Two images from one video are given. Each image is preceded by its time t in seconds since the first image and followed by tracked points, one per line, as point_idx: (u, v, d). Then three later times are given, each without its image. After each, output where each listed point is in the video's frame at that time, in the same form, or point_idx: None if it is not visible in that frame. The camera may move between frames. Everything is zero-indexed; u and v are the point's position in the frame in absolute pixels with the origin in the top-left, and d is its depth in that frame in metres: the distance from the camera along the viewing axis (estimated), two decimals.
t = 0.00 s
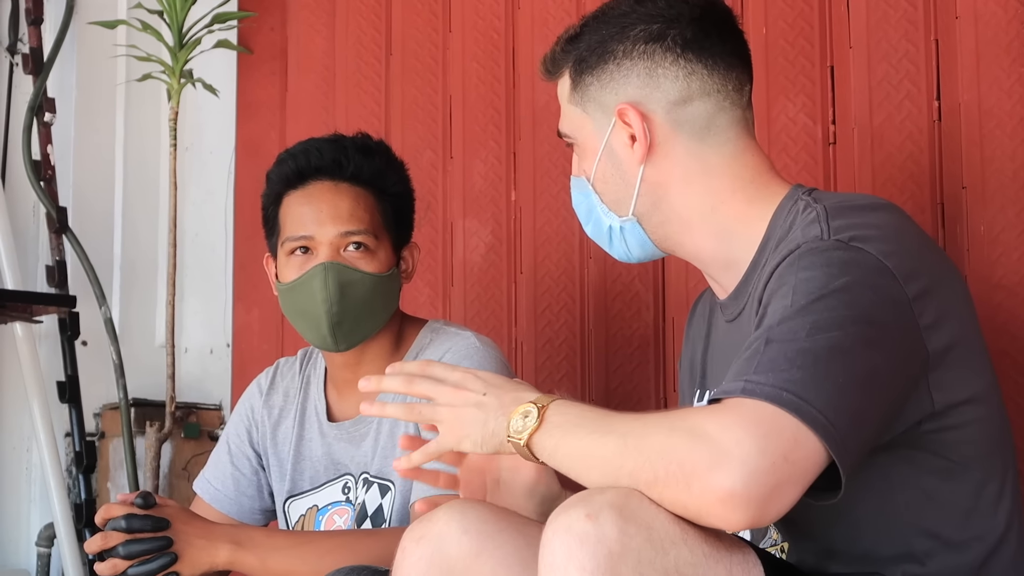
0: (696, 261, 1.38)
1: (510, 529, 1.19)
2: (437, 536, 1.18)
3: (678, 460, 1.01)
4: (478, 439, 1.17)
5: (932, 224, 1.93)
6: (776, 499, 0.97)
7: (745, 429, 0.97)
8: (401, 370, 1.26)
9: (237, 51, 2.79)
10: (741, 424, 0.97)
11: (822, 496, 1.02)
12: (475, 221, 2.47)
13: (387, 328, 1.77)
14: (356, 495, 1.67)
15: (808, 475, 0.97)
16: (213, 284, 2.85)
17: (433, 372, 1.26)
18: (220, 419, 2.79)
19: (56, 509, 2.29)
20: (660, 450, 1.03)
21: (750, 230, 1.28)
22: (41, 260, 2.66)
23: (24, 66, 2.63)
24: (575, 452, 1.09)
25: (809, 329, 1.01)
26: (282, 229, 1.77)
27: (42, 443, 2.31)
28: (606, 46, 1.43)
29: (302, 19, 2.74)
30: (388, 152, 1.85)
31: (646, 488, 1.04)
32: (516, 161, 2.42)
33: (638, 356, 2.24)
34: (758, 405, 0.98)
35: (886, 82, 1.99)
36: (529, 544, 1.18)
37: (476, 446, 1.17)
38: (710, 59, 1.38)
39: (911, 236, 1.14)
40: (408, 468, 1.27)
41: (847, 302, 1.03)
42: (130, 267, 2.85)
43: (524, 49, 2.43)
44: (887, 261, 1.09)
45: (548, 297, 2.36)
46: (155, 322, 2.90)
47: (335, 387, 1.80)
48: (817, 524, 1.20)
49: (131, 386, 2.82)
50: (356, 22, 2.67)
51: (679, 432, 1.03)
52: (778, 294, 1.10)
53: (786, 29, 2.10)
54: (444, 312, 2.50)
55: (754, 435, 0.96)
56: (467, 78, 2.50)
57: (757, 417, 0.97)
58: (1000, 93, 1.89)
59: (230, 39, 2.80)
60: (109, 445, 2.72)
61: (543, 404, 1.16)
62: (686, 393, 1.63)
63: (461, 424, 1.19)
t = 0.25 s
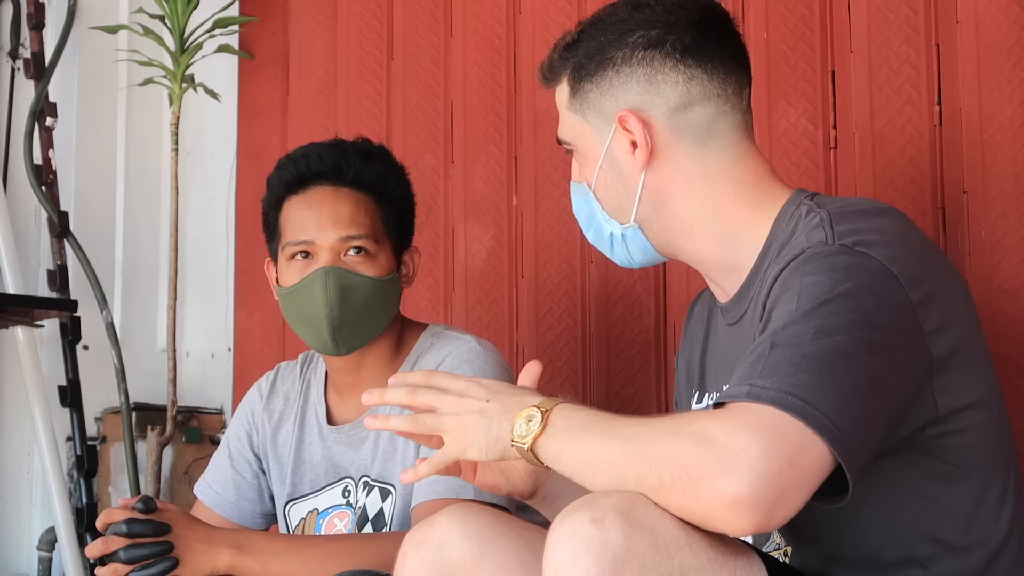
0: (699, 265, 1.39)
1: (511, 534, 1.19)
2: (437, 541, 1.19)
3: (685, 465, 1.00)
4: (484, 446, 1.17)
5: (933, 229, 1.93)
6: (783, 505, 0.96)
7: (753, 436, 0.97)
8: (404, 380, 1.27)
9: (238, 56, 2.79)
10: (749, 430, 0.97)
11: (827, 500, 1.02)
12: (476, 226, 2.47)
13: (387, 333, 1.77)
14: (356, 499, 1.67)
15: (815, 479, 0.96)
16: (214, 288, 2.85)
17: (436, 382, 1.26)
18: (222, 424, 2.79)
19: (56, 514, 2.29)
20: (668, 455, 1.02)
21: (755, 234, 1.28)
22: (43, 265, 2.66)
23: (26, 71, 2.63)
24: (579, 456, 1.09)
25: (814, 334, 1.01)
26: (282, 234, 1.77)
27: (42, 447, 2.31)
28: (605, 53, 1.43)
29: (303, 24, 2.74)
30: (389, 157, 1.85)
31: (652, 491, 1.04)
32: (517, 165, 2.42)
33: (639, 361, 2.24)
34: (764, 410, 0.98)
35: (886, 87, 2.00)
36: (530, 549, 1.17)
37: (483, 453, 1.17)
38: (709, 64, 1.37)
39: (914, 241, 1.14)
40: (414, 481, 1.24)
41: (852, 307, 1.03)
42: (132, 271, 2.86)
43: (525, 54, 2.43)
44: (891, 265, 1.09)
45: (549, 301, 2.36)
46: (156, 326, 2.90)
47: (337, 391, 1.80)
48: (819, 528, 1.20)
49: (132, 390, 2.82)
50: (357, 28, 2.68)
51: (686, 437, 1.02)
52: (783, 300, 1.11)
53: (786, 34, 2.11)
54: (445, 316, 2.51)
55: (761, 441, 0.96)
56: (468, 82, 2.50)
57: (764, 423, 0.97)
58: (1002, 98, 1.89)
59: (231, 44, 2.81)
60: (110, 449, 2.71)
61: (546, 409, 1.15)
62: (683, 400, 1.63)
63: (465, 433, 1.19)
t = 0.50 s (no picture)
0: (689, 268, 1.39)
1: (515, 535, 1.19)
2: (440, 543, 1.18)
3: (686, 462, 1.01)
4: (484, 463, 1.18)
5: (935, 229, 1.93)
6: (785, 495, 0.97)
7: (753, 426, 0.97)
8: (396, 407, 1.26)
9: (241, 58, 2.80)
10: (747, 421, 0.97)
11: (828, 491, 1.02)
12: (479, 227, 2.47)
13: (391, 333, 1.77)
14: (359, 500, 1.67)
15: (815, 469, 0.96)
16: (216, 290, 2.86)
17: (429, 404, 1.25)
18: (225, 425, 2.80)
19: (59, 515, 2.29)
20: (669, 453, 1.02)
21: (750, 237, 1.27)
22: (46, 266, 2.66)
23: (29, 72, 2.64)
24: (582, 456, 1.10)
25: (810, 325, 1.01)
26: (284, 234, 1.77)
27: (45, 448, 2.31)
28: (587, 66, 1.42)
29: (305, 25, 2.75)
30: (391, 158, 1.85)
31: (654, 491, 1.04)
32: (520, 166, 2.42)
33: (642, 362, 2.24)
34: (762, 401, 0.98)
35: (888, 88, 2.00)
36: (533, 551, 1.18)
37: (484, 469, 1.18)
38: (693, 73, 1.37)
39: (910, 237, 1.14)
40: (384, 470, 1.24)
41: (848, 298, 1.03)
42: (134, 272, 2.86)
43: (528, 55, 2.43)
44: (887, 259, 1.09)
45: (552, 303, 2.36)
46: (159, 327, 2.90)
47: (339, 393, 1.80)
48: (819, 528, 1.20)
49: (135, 391, 2.82)
50: (360, 29, 2.68)
51: (697, 424, 1.02)
52: (779, 295, 1.10)
53: (789, 35, 2.11)
54: (448, 317, 2.51)
55: (760, 430, 0.96)
56: (471, 83, 2.51)
57: (763, 413, 0.97)
58: (1004, 99, 1.89)
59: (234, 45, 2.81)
60: (113, 451, 2.72)
61: (543, 420, 1.16)
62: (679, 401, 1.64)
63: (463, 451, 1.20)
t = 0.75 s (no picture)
0: (685, 269, 1.39)
1: (518, 535, 1.19)
2: (442, 541, 1.18)
3: (683, 461, 1.01)
4: (489, 462, 1.17)
5: (937, 230, 1.92)
6: (781, 491, 0.97)
7: (747, 423, 0.97)
8: (404, 406, 1.26)
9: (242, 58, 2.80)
10: (744, 419, 0.98)
11: (822, 489, 1.02)
12: (481, 227, 2.48)
13: (392, 332, 1.77)
14: (362, 500, 1.67)
15: (811, 466, 0.97)
16: (218, 290, 2.86)
17: (436, 404, 1.25)
18: (226, 425, 2.80)
19: (61, 515, 2.29)
20: (666, 451, 1.02)
21: (745, 238, 1.28)
22: (47, 266, 2.67)
23: (31, 72, 2.64)
24: (582, 455, 1.09)
25: (807, 322, 1.02)
26: (287, 234, 1.77)
27: (47, 448, 2.32)
28: (581, 67, 1.42)
29: (307, 25, 2.75)
30: (393, 158, 1.85)
31: (653, 491, 1.04)
32: (522, 166, 2.42)
33: (643, 362, 2.24)
34: (759, 399, 0.98)
35: (891, 87, 1.99)
36: (536, 551, 1.17)
37: (489, 468, 1.17)
38: (686, 73, 1.37)
39: (906, 234, 1.15)
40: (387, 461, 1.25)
41: (845, 295, 1.04)
42: (136, 272, 2.86)
43: (530, 55, 2.44)
44: (883, 257, 1.09)
45: (553, 303, 2.36)
46: (161, 327, 2.91)
47: (341, 393, 1.80)
48: (818, 525, 1.20)
49: (137, 391, 2.82)
50: (362, 29, 2.68)
51: (690, 421, 1.02)
52: (776, 291, 1.11)
53: (791, 34, 2.11)
54: (449, 317, 2.51)
55: (755, 428, 0.96)
56: (473, 83, 2.51)
57: (758, 411, 0.97)
58: (1006, 99, 1.89)
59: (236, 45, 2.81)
60: (115, 450, 2.72)
61: (546, 419, 1.15)
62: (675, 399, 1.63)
63: (468, 451, 1.19)
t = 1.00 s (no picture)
0: (679, 273, 1.39)
1: (523, 535, 1.19)
2: (448, 541, 1.18)
3: (686, 465, 1.01)
4: (503, 462, 1.18)
5: (939, 229, 1.92)
6: (785, 496, 0.97)
7: (748, 428, 0.97)
8: (417, 414, 1.28)
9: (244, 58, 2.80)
10: (745, 424, 0.98)
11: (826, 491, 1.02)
12: (482, 226, 2.48)
13: (394, 332, 1.77)
14: (364, 500, 1.67)
15: (813, 468, 0.97)
16: (220, 290, 2.86)
17: (449, 410, 1.26)
18: (228, 425, 2.80)
19: (63, 514, 2.30)
20: (669, 455, 1.03)
21: (737, 241, 1.29)
22: (49, 266, 2.67)
23: (32, 72, 2.65)
24: (592, 455, 1.10)
25: (803, 324, 1.02)
26: (288, 234, 1.77)
27: (49, 448, 2.32)
28: (567, 78, 1.42)
29: (309, 25, 2.75)
30: (395, 157, 1.85)
31: (656, 492, 1.04)
32: (523, 166, 2.42)
33: (645, 362, 2.24)
34: (759, 403, 0.98)
35: (892, 88, 1.99)
36: (541, 552, 1.18)
37: (504, 468, 1.19)
38: (673, 80, 1.37)
39: (900, 232, 1.15)
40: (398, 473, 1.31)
41: (840, 295, 1.04)
42: (138, 273, 2.86)
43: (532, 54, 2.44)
44: (877, 255, 1.09)
45: (555, 302, 2.36)
46: (162, 327, 2.91)
47: (343, 394, 1.80)
48: (818, 525, 1.20)
49: (139, 391, 2.83)
50: (363, 29, 2.68)
51: (694, 426, 1.03)
52: (771, 293, 1.11)
53: (793, 34, 2.11)
54: (451, 317, 2.51)
55: (756, 433, 0.97)
56: (475, 82, 2.51)
57: (758, 415, 0.97)
58: (1008, 98, 1.89)
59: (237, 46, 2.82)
60: (117, 450, 2.70)
61: (560, 417, 1.16)
62: (668, 405, 1.62)
63: (482, 449, 1.20)
